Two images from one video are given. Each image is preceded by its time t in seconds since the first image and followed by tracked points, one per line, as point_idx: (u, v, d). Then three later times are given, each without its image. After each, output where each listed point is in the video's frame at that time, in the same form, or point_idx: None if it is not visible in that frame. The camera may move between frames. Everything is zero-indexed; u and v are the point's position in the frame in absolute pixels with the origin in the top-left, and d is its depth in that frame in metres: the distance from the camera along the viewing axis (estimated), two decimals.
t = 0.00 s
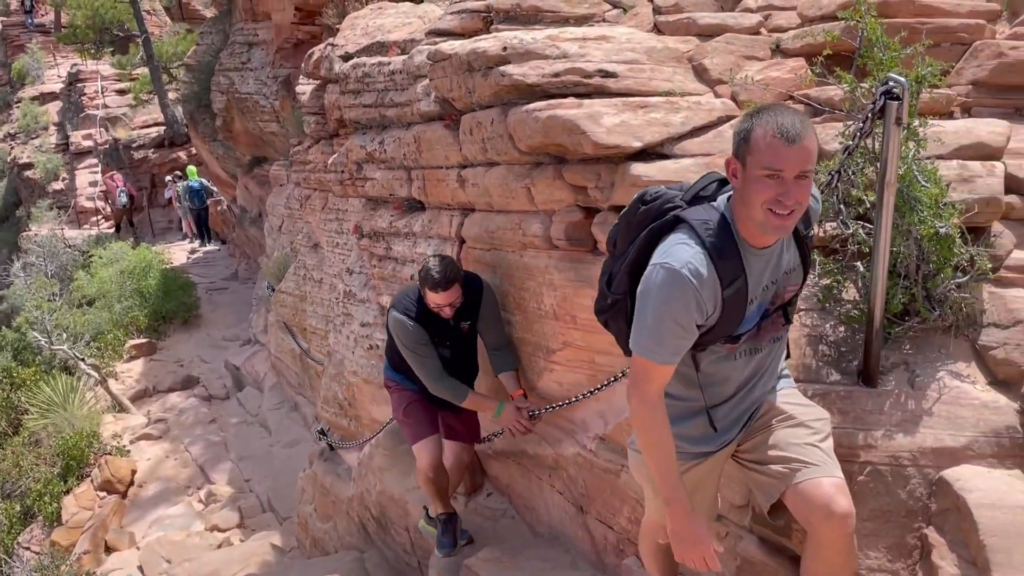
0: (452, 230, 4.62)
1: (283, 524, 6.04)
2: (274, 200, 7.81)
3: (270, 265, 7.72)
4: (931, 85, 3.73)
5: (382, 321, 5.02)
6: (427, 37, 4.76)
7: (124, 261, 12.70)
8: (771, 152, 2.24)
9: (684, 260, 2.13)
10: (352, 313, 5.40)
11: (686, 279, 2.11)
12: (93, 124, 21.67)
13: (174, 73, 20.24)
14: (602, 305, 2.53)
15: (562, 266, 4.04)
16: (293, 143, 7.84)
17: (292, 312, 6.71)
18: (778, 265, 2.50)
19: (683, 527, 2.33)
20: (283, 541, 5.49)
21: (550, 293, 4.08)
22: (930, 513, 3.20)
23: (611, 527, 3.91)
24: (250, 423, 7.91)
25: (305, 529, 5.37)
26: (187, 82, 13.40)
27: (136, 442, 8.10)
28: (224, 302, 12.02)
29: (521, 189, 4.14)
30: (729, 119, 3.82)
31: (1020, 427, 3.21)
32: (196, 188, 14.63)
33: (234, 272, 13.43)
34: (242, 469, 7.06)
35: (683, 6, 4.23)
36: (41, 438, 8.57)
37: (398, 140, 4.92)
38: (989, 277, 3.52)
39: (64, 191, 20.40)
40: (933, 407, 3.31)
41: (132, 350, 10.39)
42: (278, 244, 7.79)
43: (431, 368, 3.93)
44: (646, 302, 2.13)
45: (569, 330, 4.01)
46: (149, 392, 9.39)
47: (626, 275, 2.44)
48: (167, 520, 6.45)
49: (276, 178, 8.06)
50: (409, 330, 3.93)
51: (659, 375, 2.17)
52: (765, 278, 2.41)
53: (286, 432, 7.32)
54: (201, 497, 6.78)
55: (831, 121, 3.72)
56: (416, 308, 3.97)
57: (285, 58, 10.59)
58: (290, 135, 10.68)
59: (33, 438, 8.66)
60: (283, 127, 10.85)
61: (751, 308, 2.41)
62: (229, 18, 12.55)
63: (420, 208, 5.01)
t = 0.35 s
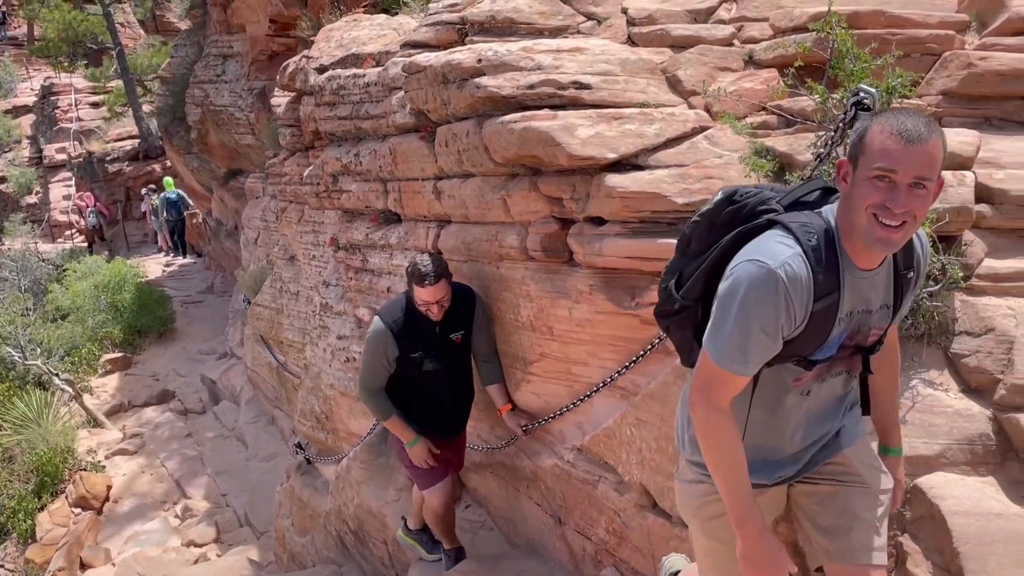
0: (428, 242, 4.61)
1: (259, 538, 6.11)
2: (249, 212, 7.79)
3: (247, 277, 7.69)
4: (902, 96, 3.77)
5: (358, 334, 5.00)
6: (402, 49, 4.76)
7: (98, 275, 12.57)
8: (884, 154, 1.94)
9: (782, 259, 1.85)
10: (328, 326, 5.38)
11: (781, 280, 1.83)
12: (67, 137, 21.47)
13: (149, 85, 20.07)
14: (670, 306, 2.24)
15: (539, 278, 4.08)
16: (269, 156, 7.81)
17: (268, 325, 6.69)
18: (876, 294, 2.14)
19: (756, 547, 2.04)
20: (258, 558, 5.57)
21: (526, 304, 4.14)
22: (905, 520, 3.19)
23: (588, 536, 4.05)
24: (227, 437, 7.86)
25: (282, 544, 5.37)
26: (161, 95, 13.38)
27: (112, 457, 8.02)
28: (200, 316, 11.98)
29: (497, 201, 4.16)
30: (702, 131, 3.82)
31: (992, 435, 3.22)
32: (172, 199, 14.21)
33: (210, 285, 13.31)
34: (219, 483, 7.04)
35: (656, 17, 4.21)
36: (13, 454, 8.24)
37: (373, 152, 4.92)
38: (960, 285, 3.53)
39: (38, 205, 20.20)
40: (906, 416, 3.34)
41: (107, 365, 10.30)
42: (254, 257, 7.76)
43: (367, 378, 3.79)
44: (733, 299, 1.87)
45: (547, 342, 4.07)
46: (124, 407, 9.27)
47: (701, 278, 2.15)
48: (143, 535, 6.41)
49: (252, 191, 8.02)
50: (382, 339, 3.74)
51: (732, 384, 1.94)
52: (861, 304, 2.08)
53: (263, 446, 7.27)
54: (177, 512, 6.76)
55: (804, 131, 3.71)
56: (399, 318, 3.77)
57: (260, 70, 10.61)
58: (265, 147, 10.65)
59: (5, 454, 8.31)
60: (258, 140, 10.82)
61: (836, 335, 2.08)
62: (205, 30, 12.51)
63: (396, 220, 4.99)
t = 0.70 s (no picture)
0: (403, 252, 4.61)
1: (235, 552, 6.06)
2: (224, 223, 7.75)
3: (221, 288, 7.64)
4: (870, 105, 3.81)
5: (334, 345, 4.99)
6: (376, 59, 4.76)
7: (71, 287, 12.31)
8: (942, 113, 1.73)
9: (805, 222, 1.74)
10: (303, 337, 5.36)
11: (803, 247, 1.72)
12: (41, 148, 21.24)
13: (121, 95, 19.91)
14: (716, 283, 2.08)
15: (513, 287, 4.09)
16: (243, 166, 7.78)
17: (243, 336, 6.67)
18: (938, 262, 1.92)
19: (734, 553, 1.98)
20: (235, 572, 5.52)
21: (501, 313, 4.14)
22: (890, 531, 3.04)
23: (565, 545, 4.09)
24: (203, 449, 7.79)
25: (258, 556, 5.35)
26: (135, 105, 13.30)
27: (86, 471, 7.88)
28: (174, 326, 11.77)
29: (471, 211, 4.16)
30: (675, 140, 3.84)
31: (963, 441, 3.24)
32: (144, 211, 14.27)
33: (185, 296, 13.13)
34: (195, 495, 6.99)
35: (629, 27, 4.22)
36: None
37: (348, 162, 4.91)
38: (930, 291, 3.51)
39: (10, 217, 19.96)
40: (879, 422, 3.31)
41: (80, 378, 10.05)
42: (228, 268, 7.72)
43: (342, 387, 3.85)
44: (755, 270, 1.77)
45: (523, 351, 4.09)
46: (98, 421, 9.09)
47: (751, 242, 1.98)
48: (117, 550, 6.34)
49: (227, 202, 7.98)
50: (354, 344, 3.79)
51: (763, 366, 1.81)
52: (915, 274, 1.91)
53: (239, 458, 7.23)
54: (152, 526, 6.70)
55: (775, 140, 3.73)
56: (372, 322, 3.81)
57: (233, 81, 10.66)
58: (240, 157, 10.63)
59: None
60: (232, 150, 10.79)
61: (880, 308, 1.92)
62: (178, 40, 12.49)
63: (371, 230, 4.99)
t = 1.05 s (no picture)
0: (380, 258, 4.60)
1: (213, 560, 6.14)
2: (200, 230, 7.71)
3: (198, 296, 7.58)
4: (845, 109, 3.83)
5: (312, 352, 5.00)
6: (352, 64, 4.74)
7: (45, 294, 11.95)
8: None
9: (865, 263, 1.53)
10: (280, 344, 5.34)
11: (864, 291, 1.51)
12: (14, 155, 20.93)
13: (95, 101, 19.70)
14: (778, 325, 1.96)
15: (491, 293, 4.09)
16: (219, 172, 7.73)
17: (221, 343, 6.65)
18: None
19: None
20: None
21: (479, 319, 4.14)
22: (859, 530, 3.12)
23: (545, 550, 4.11)
24: (181, 458, 7.74)
25: (237, 566, 5.31)
26: (111, 111, 13.17)
27: (62, 481, 7.67)
28: (150, 335, 11.58)
29: (448, 217, 4.15)
30: (651, 144, 3.84)
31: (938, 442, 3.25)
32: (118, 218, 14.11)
33: (162, 303, 13.00)
34: (173, 504, 6.94)
35: (605, 31, 4.23)
36: None
37: (325, 168, 4.90)
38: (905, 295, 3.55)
39: None
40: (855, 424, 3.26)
41: (56, 388, 9.77)
42: (205, 275, 7.68)
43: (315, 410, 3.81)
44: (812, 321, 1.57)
45: (501, 357, 4.08)
46: (75, 430, 8.90)
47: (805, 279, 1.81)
48: (94, 561, 6.27)
49: (203, 209, 7.93)
50: (323, 370, 3.69)
51: (824, 423, 1.62)
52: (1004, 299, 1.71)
53: (218, 467, 7.22)
54: (129, 536, 6.64)
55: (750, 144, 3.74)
56: (342, 349, 3.66)
57: (209, 87, 10.60)
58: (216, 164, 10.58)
59: None
60: (208, 156, 10.73)
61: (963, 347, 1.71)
62: (153, 46, 12.42)
63: (348, 236, 4.97)
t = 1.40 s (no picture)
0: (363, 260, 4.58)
1: (198, 563, 6.12)
2: (183, 232, 7.68)
3: (181, 299, 7.54)
4: (827, 108, 3.81)
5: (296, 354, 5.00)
6: (334, 66, 4.73)
7: (25, 297, 11.74)
8: None
9: None
10: (264, 346, 5.32)
11: None
12: None
13: (77, 104, 19.54)
14: (878, 346, 1.70)
15: (474, 294, 4.09)
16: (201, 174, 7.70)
17: (204, 346, 6.63)
18: None
19: None
20: None
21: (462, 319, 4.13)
22: (839, 527, 3.16)
23: (530, 551, 4.11)
24: (165, 461, 7.72)
25: (221, 569, 5.30)
26: (93, 114, 13.09)
27: (45, 485, 7.63)
28: (133, 338, 11.53)
29: (431, 218, 4.15)
30: (634, 144, 3.85)
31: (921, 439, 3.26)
32: (104, 220, 14.03)
33: (145, 306, 12.94)
34: (158, 508, 6.91)
35: (587, 31, 4.23)
36: None
37: (307, 170, 4.89)
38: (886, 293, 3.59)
39: None
40: (837, 422, 3.27)
41: (39, 392, 9.72)
42: (188, 278, 7.65)
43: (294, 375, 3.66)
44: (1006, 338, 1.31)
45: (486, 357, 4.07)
46: (57, 434, 8.82)
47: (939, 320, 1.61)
48: (78, 565, 6.23)
49: (185, 211, 7.90)
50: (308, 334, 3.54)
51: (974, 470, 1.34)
52: None
53: (201, 470, 7.21)
54: (113, 540, 6.62)
55: (732, 144, 3.75)
56: (330, 316, 3.51)
57: (191, 89, 10.52)
58: (199, 167, 10.56)
59: None
60: (191, 159, 10.70)
61: None
62: (135, 48, 12.36)
63: (331, 238, 4.96)
